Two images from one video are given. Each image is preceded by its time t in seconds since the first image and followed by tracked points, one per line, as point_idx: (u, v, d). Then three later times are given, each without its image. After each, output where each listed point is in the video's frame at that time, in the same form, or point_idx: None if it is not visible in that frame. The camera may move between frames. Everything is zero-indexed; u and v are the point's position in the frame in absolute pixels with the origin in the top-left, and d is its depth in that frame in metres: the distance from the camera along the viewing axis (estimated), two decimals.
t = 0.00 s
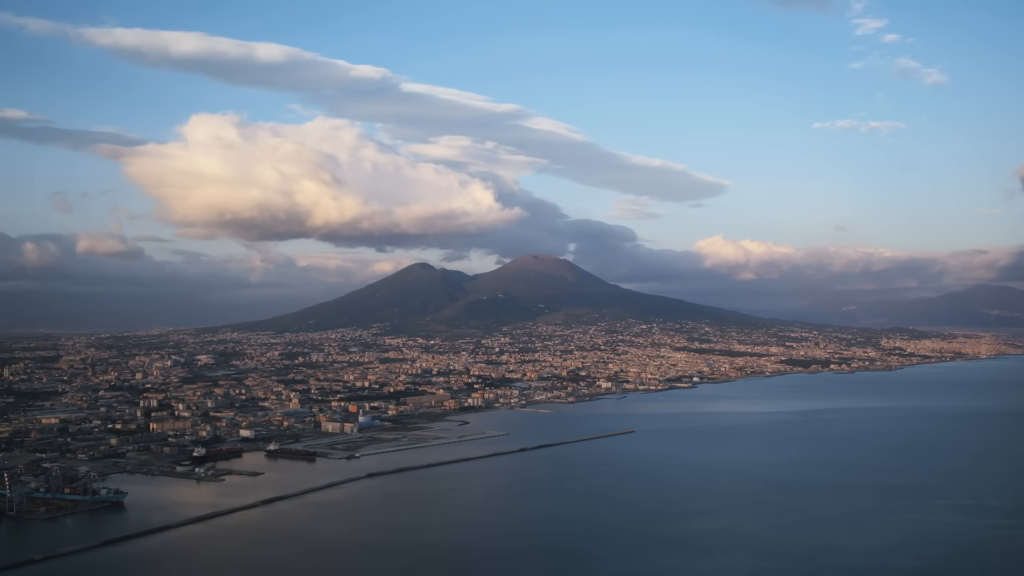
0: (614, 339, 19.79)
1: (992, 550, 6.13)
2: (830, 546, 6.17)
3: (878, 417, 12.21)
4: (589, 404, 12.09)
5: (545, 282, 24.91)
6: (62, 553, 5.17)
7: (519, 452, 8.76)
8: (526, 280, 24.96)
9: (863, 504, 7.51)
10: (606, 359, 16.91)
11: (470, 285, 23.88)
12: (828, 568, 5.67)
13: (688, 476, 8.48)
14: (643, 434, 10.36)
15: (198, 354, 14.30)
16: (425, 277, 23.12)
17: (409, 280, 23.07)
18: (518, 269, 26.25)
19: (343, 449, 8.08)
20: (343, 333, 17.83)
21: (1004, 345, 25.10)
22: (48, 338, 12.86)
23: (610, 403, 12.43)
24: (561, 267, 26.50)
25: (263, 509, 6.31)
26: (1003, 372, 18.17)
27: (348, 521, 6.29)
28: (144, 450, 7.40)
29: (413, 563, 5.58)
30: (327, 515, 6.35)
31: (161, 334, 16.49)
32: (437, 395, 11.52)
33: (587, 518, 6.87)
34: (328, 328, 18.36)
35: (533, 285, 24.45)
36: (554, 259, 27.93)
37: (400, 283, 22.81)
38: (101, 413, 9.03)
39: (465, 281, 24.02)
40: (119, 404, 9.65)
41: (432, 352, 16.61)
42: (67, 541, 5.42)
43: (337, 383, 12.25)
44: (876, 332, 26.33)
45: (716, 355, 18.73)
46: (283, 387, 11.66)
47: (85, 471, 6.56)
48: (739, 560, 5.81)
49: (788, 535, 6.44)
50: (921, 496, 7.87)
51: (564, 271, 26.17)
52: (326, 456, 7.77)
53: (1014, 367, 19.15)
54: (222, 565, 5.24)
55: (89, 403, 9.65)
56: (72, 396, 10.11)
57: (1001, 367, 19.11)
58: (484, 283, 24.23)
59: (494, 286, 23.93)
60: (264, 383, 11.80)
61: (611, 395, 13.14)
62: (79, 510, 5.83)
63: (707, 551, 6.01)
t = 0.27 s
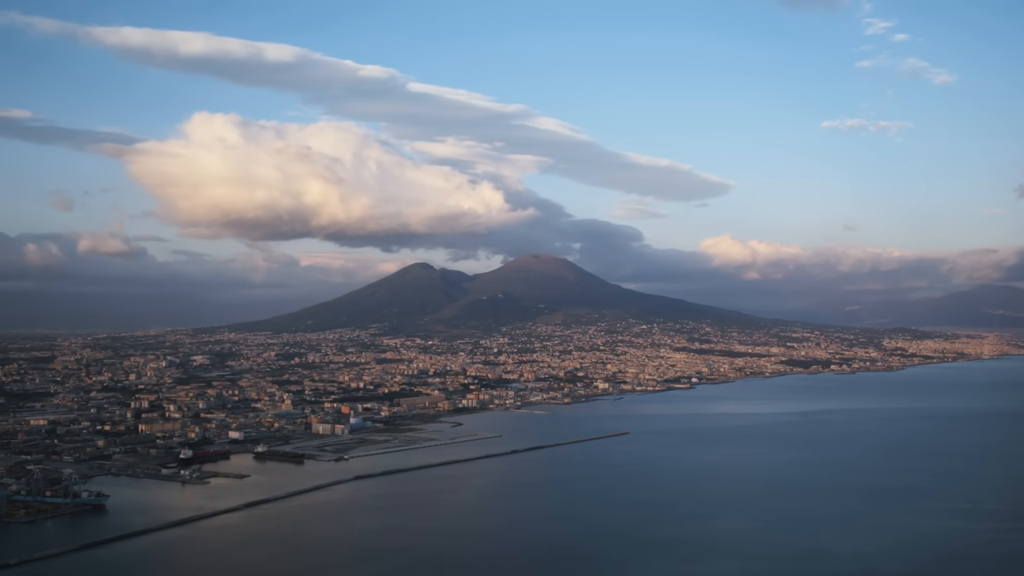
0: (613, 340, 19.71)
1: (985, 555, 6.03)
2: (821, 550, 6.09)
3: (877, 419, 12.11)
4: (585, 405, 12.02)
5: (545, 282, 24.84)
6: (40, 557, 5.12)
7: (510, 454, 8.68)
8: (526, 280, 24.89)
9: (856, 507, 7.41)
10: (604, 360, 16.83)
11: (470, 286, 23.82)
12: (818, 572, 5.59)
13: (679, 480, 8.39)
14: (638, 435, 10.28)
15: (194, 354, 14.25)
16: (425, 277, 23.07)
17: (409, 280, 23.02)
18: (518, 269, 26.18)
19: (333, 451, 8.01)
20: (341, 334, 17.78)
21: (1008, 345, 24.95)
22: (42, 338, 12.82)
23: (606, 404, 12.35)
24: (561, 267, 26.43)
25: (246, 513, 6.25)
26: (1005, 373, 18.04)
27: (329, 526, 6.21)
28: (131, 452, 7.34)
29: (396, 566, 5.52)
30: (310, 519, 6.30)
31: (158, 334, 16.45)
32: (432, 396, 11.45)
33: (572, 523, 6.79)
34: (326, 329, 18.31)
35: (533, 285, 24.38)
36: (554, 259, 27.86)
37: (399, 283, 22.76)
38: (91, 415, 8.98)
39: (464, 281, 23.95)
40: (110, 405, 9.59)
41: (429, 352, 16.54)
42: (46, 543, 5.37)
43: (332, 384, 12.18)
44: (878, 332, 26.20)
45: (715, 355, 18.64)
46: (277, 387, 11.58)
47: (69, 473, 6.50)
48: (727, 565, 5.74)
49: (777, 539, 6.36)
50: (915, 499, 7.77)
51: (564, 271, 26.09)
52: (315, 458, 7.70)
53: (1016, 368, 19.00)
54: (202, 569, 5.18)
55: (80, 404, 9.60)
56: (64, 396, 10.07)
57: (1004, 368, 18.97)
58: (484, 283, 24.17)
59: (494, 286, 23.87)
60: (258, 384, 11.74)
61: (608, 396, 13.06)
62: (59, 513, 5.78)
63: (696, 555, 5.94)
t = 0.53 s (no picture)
0: (613, 340, 19.60)
1: (977, 560, 5.92)
2: (811, 555, 5.98)
3: (876, 421, 11.99)
4: (580, 407, 11.92)
5: (545, 282, 24.75)
6: (13, 561, 5.05)
7: (500, 456, 8.57)
8: (526, 280, 24.80)
9: (848, 511, 7.28)
10: (603, 361, 16.72)
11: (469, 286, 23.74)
12: None
13: (672, 482, 8.28)
14: (632, 437, 10.18)
15: (189, 355, 14.19)
16: (424, 277, 22.99)
17: (408, 280, 22.96)
18: (519, 269, 26.08)
19: (320, 453, 7.92)
20: (338, 334, 17.70)
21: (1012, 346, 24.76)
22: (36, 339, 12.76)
23: (602, 406, 12.25)
24: (562, 267, 26.32)
25: (227, 516, 6.15)
26: (1008, 373, 17.87)
27: (312, 528, 6.12)
28: (115, 454, 7.27)
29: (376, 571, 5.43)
30: (292, 522, 6.20)
31: (155, 335, 16.40)
32: (425, 398, 11.36)
33: (561, 526, 6.69)
34: (324, 329, 18.24)
35: (533, 285, 24.29)
36: (555, 259, 27.76)
37: (399, 283, 22.69)
38: (79, 416, 8.91)
39: (464, 281, 23.86)
40: (99, 407, 9.53)
41: (427, 353, 16.45)
42: (21, 547, 5.29)
43: (325, 386, 12.09)
44: (881, 332, 26.03)
45: (715, 355, 18.52)
46: (270, 389, 11.50)
47: (49, 476, 6.43)
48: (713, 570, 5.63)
49: (767, 544, 6.24)
50: (910, 502, 7.64)
51: (565, 271, 25.99)
52: (301, 460, 7.62)
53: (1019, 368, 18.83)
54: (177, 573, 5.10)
55: (69, 406, 9.54)
56: (54, 398, 10.01)
57: (1007, 368, 18.80)
58: (483, 283, 24.09)
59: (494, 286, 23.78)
60: (251, 385, 11.66)
61: (604, 397, 12.96)
62: (36, 517, 5.71)
63: (682, 560, 5.84)
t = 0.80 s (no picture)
0: (612, 340, 19.51)
1: (971, 563, 5.83)
2: (801, 558, 5.90)
3: (874, 423, 11.88)
4: (576, 408, 11.84)
5: (545, 282, 24.67)
6: None
7: (491, 458, 8.50)
8: (526, 280, 24.71)
9: (842, 513, 7.18)
10: (601, 361, 16.63)
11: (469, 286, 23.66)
12: None
13: (665, 485, 8.19)
14: (627, 439, 10.09)
15: (185, 355, 14.13)
16: (424, 277, 22.92)
17: (407, 280, 22.89)
18: (519, 269, 26.00)
19: (309, 454, 7.84)
20: (336, 334, 17.63)
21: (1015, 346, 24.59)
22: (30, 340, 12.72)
23: (598, 407, 12.17)
24: (562, 267, 26.22)
25: (211, 519, 6.09)
26: (1010, 374, 17.73)
27: (297, 533, 6.06)
28: (101, 457, 7.20)
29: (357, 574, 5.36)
30: (276, 526, 6.14)
31: (151, 335, 16.36)
32: (419, 398, 11.28)
33: (549, 529, 6.62)
34: (322, 329, 18.18)
35: (533, 284, 24.21)
36: (556, 259, 27.66)
37: (398, 283, 22.62)
38: (68, 418, 8.85)
39: (464, 281, 23.77)
40: (89, 408, 9.47)
41: (424, 353, 16.38)
42: None
43: (319, 386, 12.02)
44: (883, 332, 25.88)
45: (715, 356, 18.41)
46: (264, 390, 11.43)
47: (31, 479, 6.37)
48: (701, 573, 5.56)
49: (757, 547, 6.15)
50: (905, 504, 7.55)
51: (565, 271, 25.90)
52: (289, 463, 7.55)
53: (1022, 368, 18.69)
54: None
55: (60, 407, 9.48)
56: (45, 398, 9.95)
57: (1009, 368, 18.65)
58: (483, 283, 24.01)
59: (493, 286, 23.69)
60: (244, 386, 11.59)
61: (601, 398, 12.87)
62: (17, 521, 5.66)
63: (669, 564, 5.76)
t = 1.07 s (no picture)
0: (611, 341, 19.43)
1: (965, 567, 5.74)
2: (792, 562, 5.82)
3: (872, 425, 11.78)
4: (572, 408, 11.76)
5: (545, 281, 24.59)
6: None
7: (483, 460, 8.41)
8: (526, 280, 24.64)
9: (835, 518, 7.07)
10: (600, 361, 16.55)
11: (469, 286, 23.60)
12: None
13: (658, 487, 8.08)
14: (622, 440, 10.01)
15: (181, 356, 14.08)
16: (423, 277, 22.86)
17: (406, 280, 22.83)
18: (519, 269, 25.93)
19: (297, 457, 7.77)
20: (334, 335, 17.57)
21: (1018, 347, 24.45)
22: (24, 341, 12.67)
23: (594, 408, 12.09)
24: (562, 267, 26.15)
25: (194, 523, 6.03)
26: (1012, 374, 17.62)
27: (280, 539, 5.98)
28: (88, 459, 7.15)
29: None
30: (260, 530, 6.08)
31: (148, 335, 16.32)
32: (414, 400, 11.21)
33: (537, 533, 6.53)
34: (320, 330, 18.12)
35: (533, 284, 24.14)
36: (556, 259, 27.59)
37: (397, 283, 22.56)
38: (57, 419, 8.80)
39: (463, 281, 23.71)
40: (80, 409, 9.42)
41: (422, 353, 16.32)
42: None
43: (314, 387, 11.94)
44: (886, 332, 25.75)
45: (714, 356, 18.31)
46: (257, 390, 11.35)
47: (14, 481, 6.31)
48: None
49: (748, 552, 6.04)
50: (901, 506, 7.47)
51: (565, 271, 25.82)
52: (277, 465, 7.48)
53: None
54: None
55: (50, 408, 9.43)
56: (36, 399, 9.90)
57: (1011, 369, 18.51)
58: (483, 283, 23.94)
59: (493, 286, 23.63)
60: (238, 387, 11.53)
61: (597, 399, 12.79)
62: None
63: (658, 567, 5.69)
